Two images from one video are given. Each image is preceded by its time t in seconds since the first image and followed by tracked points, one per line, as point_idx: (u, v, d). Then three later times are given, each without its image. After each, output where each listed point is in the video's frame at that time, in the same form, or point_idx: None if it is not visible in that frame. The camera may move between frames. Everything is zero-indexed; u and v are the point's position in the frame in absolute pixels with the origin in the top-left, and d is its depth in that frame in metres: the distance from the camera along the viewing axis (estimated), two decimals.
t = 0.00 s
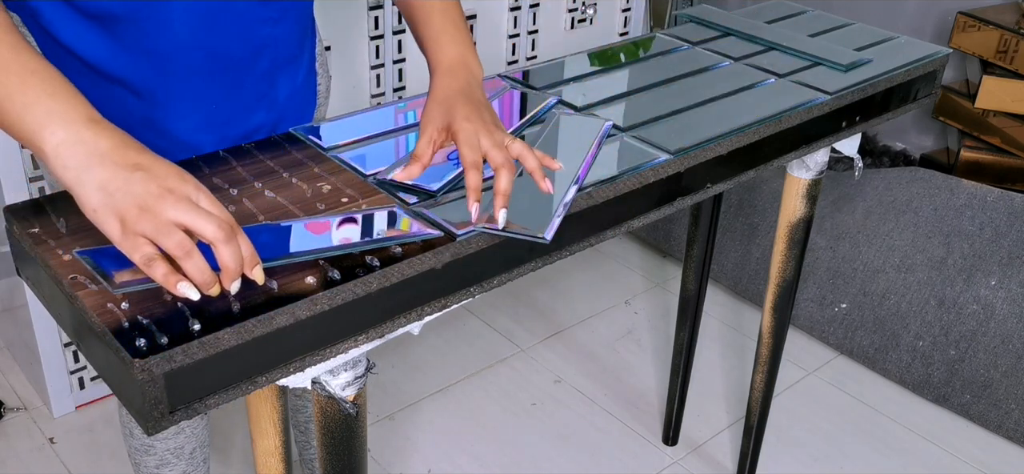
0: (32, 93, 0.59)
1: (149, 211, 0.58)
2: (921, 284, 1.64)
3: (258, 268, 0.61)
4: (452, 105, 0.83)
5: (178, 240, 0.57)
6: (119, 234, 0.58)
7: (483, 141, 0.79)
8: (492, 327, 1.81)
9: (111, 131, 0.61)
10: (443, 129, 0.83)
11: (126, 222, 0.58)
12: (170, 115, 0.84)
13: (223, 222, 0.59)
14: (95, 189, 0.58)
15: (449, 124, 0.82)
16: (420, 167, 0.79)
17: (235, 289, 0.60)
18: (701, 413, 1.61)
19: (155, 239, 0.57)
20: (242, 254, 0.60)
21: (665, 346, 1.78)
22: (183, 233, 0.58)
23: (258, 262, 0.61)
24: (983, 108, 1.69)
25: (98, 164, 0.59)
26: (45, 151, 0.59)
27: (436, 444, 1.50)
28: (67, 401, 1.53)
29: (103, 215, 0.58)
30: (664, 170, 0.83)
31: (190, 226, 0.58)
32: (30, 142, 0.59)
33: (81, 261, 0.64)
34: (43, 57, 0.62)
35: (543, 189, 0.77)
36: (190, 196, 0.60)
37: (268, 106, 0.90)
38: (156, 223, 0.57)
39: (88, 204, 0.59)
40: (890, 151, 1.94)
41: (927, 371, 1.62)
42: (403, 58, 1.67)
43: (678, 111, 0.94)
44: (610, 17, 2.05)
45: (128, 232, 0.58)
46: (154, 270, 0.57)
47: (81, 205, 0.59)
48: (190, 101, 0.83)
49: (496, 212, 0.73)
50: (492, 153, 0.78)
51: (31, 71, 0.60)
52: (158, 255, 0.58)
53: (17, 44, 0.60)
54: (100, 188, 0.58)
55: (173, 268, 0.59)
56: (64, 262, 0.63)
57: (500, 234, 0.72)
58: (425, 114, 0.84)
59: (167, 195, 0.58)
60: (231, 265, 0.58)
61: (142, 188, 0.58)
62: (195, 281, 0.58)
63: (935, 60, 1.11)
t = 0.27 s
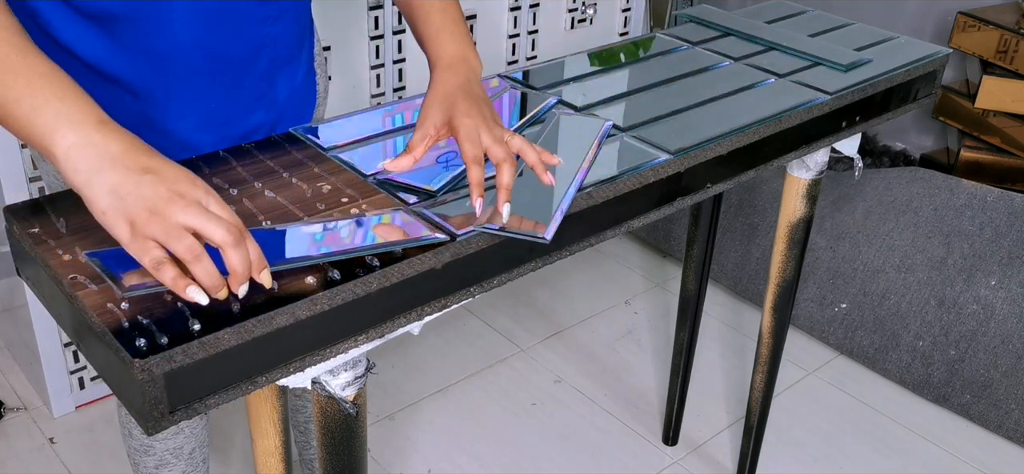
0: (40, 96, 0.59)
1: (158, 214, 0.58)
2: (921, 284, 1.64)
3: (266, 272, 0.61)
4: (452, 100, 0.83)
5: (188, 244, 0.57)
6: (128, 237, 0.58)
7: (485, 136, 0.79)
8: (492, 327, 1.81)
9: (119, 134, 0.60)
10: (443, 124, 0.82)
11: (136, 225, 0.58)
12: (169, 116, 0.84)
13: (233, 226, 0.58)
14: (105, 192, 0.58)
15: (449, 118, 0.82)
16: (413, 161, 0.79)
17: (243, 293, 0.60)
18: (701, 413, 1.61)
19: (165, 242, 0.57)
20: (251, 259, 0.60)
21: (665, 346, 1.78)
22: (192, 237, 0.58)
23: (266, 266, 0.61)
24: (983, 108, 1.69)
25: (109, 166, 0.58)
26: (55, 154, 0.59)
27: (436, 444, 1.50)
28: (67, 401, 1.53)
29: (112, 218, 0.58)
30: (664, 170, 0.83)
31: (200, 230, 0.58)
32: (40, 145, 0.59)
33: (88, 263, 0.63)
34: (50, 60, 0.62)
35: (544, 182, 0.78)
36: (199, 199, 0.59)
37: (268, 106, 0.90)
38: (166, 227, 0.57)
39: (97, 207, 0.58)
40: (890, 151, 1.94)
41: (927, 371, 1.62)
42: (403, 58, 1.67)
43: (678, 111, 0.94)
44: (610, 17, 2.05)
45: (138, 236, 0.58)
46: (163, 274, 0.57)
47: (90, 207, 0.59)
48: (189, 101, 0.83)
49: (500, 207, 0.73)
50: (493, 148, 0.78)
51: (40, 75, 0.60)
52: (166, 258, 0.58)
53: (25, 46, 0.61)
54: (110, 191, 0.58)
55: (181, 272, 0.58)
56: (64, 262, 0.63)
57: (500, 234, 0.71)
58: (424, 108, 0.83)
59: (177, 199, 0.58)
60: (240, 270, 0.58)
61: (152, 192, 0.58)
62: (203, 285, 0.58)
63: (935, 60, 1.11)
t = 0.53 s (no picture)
0: (47, 97, 0.59)
1: (167, 217, 0.58)
2: (921, 284, 1.64)
3: (274, 274, 0.61)
4: (454, 101, 0.83)
5: (198, 247, 0.57)
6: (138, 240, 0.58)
7: (485, 137, 0.79)
8: (492, 327, 1.81)
9: (128, 136, 0.60)
10: (443, 125, 0.82)
11: (145, 227, 0.58)
12: (169, 116, 0.84)
13: (242, 229, 0.58)
14: (114, 194, 0.58)
15: (450, 119, 0.82)
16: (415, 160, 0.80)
17: (251, 295, 0.60)
18: (701, 413, 1.61)
19: (174, 245, 0.57)
20: (258, 262, 0.60)
21: (665, 346, 1.78)
22: (201, 240, 0.58)
23: (273, 269, 0.61)
24: (983, 108, 1.69)
25: (118, 169, 0.58)
26: (64, 156, 0.59)
27: (436, 444, 1.50)
28: (67, 401, 1.53)
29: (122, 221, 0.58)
30: (664, 170, 0.83)
31: (209, 233, 0.57)
32: (48, 147, 0.59)
33: (95, 265, 0.63)
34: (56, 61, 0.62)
35: (545, 184, 0.78)
36: (208, 203, 0.59)
37: (269, 105, 0.90)
38: (175, 230, 0.57)
39: (106, 209, 0.58)
40: (890, 151, 1.94)
41: (927, 371, 1.62)
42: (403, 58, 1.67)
43: (678, 111, 0.94)
44: (610, 17, 2.05)
45: (147, 238, 0.58)
46: (173, 276, 0.57)
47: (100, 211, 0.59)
48: (189, 101, 0.83)
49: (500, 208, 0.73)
50: (494, 149, 0.78)
51: (46, 76, 0.60)
52: (176, 262, 0.58)
53: (28, 47, 0.60)
54: (120, 193, 0.58)
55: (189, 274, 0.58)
56: (64, 262, 0.63)
57: (500, 234, 0.72)
58: (426, 109, 0.83)
59: (186, 201, 0.58)
60: (248, 272, 0.58)
61: (161, 195, 0.58)
62: (211, 288, 0.58)
63: (935, 60, 1.11)
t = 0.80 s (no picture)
0: (49, 98, 0.59)
1: (170, 217, 0.58)
2: (921, 284, 1.64)
3: (275, 275, 0.61)
4: (450, 103, 0.82)
5: (199, 248, 0.57)
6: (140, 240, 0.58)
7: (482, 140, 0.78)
8: (492, 327, 1.81)
9: (130, 136, 0.60)
10: (438, 128, 0.81)
11: (147, 228, 0.57)
12: (170, 116, 0.84)
13: (243, 230, 0.58)
14: (117, 194, 0.58)
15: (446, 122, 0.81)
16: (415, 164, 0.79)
17: (252, 295, 0.60)
18: (701, 413, 1.61)
19: (177, 246, 0.57)
20: (260, 262, 0.60)
21: (665, 346, 1.78)
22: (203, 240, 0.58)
23: (275, 270, 0.61)
24: (983, 108, 1.69)
25: (120, 169, 0.58)
26: (66, 156, 0.59)
27: (436, 444, 1.50)
28: (67, 401, 1.53)
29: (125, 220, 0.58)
30: (664, 170, 0.83)
31: (211, 234, 0.57)
32: (50, 147, 0.59)
33: (95, 267, 0.63)
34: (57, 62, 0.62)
35: (539, 190, 0.77)
36: (211, 203, 0.59)
37: (268, 104, 0.90)
38: (177, 231, 0.57)
39: (109, 209, 0.58)
40: (890, 151, 1.94)
41: (927, 371, 1.62)
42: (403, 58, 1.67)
43: (678, 111, 0.94)
44: (610, 17, 2.05)
45: (149, 238, 0.58)
46: (174, 278, 0.57)
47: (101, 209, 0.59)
48: (190, 101, 0.83)
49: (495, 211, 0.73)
50: (489, 153, 0.77)
51: (48, 76, 0.60)
52: (178, 262, 0.58)
53: (28, 47, 0.60)
54: (122, 193, 0.58)
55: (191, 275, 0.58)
56: (64, 262, 0.63)
57: (500, 233, 0.72)
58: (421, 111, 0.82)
59: (188, 202, 0.58)
60: (249, 273, 0.58)
61: (163, 196, 0.58)
62: (213, 288, 0.58)
63: (935, 60, 1.11)
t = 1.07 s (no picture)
0: (50, 100, 0.59)
1: (168, 219, 0.57)
2: (921, 284, 1.64)
3: (275, 276, 0.61)
4: (473, 57, 0.84)
5: (198, 251, 0.57)
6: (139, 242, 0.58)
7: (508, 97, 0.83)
8: (492, 327, 1.81)
9: (130, 136, 0.60)
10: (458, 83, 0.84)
11: (146, 229, 0.57)
12: (172, 115, 0.84)
13: (242, 232, 0.58)
14: (116, 196, 0.58)
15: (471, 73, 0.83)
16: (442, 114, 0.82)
17: (252, 297, 0.60)
18: (701, 413, 1.61)
19: (176, 249, 0.57)
20: (259, 264, 0.60)
21: (665, 346, 1.78)
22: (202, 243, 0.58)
23: (274, 270, 0.61)
24: (983, 108, 1.69)
25: (119, 171, 0.58)
26: (66, 158, 0.59)
27: (436, 444, 1.50)
28: (66, 401, 1.53)
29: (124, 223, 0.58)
30: (664, 170, 0.83)
31: (211, 237, 0.57)
32: (51, 148, 0.59)
33: (95, 267, 0.63)
34: (58, 62, 0.62)
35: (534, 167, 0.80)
36: (209, 205, 0.59)
37: (271, 102, 0.90)
38: (176, 233, 0.57)
39: (108, 210, 0.58)
40: (890, 151, 1.94)
41: (927, 371, 1.62)
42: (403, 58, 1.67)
43: (678, 111, 0.94)
44: (610, 17, 2.05)
45: (149, 239, 0.58)
46: (173, 280, 0.57)
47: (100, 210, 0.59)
48: (191, 100, 0.83)
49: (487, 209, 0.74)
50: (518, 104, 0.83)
51: (49, 78, 0.60)
52: (177, 264, 0.58)
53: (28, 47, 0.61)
54: (122, 196, 0.58)
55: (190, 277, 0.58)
56: (64, 262, 0.63)
57: (501, 233, 0.72)
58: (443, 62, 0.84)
59: (187, 204, 0.58)
60: (249, 274, 0.58)
61: (162, 198, 0.57)
62: (211, 290, 0.58)
63: (935, 60, 1.11)
